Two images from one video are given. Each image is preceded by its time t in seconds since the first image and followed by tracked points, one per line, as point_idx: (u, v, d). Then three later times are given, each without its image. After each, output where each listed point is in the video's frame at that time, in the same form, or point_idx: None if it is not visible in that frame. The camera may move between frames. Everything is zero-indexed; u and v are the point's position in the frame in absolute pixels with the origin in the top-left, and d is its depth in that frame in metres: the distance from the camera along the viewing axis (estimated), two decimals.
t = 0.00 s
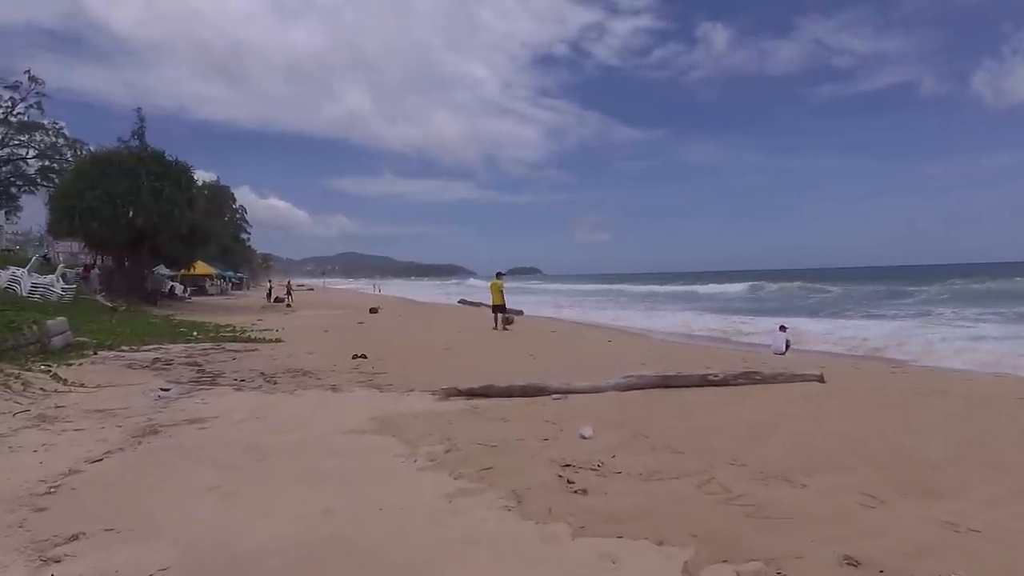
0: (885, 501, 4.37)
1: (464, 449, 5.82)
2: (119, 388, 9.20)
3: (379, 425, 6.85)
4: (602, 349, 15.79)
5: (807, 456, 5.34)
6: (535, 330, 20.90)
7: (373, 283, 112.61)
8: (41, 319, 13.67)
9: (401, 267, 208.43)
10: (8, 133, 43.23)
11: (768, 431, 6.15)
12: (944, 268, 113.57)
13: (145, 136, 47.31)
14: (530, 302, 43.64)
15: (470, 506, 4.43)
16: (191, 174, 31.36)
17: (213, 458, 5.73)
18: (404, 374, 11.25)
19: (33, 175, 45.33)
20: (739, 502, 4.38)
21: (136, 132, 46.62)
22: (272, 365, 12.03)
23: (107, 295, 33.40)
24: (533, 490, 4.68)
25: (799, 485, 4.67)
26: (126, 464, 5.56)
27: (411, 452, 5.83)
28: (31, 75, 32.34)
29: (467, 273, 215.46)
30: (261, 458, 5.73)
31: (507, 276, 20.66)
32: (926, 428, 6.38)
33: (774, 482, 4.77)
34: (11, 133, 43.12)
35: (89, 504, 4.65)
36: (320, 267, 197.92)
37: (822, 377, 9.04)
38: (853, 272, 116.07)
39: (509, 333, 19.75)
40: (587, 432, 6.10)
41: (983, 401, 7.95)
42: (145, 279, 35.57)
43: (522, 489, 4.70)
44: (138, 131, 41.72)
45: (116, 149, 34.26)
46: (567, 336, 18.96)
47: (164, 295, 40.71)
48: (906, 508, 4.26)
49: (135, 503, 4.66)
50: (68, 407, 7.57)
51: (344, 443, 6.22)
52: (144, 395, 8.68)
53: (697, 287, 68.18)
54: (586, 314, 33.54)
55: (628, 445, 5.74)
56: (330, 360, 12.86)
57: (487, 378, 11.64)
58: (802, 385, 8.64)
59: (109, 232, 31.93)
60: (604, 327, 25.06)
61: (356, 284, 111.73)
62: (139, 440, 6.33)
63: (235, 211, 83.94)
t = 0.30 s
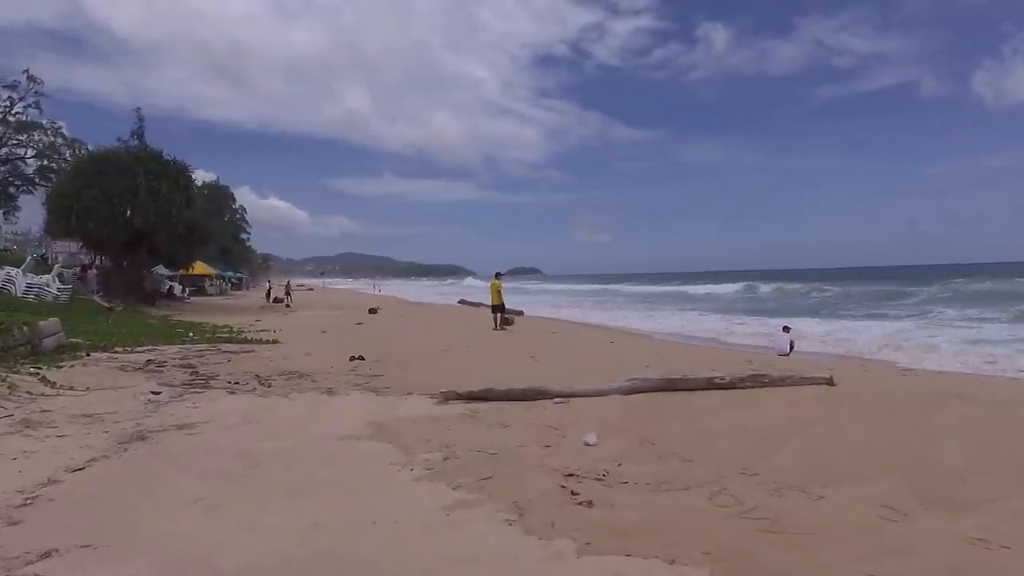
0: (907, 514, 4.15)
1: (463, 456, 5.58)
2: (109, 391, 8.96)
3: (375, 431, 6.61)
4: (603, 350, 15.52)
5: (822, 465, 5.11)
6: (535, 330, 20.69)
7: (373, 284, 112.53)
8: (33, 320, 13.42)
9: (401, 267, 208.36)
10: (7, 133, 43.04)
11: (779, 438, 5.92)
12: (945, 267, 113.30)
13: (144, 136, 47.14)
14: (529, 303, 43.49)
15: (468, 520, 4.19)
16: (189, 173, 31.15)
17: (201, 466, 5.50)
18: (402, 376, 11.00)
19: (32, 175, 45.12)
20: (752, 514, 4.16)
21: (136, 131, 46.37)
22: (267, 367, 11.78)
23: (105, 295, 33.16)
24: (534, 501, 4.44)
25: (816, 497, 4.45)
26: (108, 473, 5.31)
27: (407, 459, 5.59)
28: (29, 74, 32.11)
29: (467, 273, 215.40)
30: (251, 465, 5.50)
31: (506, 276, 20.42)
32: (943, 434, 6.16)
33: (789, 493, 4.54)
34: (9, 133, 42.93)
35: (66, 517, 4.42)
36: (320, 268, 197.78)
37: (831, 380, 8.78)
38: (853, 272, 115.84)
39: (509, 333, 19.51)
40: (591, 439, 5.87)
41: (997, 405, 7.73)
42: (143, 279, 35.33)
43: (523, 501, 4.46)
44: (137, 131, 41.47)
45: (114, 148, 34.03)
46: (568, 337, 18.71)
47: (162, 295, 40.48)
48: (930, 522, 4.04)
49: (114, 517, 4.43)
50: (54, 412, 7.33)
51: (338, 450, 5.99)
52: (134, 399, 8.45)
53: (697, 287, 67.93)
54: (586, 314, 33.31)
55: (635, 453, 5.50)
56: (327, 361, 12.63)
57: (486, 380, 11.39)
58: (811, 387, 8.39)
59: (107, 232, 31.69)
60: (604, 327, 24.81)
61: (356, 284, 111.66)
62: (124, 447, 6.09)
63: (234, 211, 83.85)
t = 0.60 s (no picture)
0: (928, 527, 3.94)
1: (460, 464, 5.36)
2: (97, 394, 8.73)
3: (369, 436, 6.39)
4: (604, 351, 15.28)
5: (836, 473, 4.90)
6: (536, 331, 20.48)
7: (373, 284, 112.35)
8: (24, 320, 13.20)
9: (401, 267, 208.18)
10: (5, 132, 42.82)
11: (789, 444, 5.70)
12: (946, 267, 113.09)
13: (143, 136, 46.94)
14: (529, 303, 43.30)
15: (464, 533, 3.96)
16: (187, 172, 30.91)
17: (187, 474, 5.27)
18: (399, 377, 10.76)
19: (30, 174, 44.89)
20: (765, 527, 3.94)
21: (135, 131, 46.14)
22: (262, 369, 11.55)
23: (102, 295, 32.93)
24: (535, 513, 4.22)
25: (831, 507, 4.23)
26: (88, 481, 5.09)
27: (402, 467, 5.37)
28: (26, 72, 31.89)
29: (467, 273, 215.25)
30: (239, 473, 5.28)
31: (506, 276, 20.21)
32: (958, 440, 5.94)
33: (802, 503, 4.32)
34: (7, 132, 42.72)
35: (42, 531, 4.22)
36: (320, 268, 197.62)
37: (839, 382, 8.55)
38: (854, 271, 115.59)
39: (509, 334, 19.26)
40: (593, 445, 5.64)
41: (1010, 409, 7.51)
42: (141, 279, 35.10)
43: (523, 512, 4.24)
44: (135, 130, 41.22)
45: (112, 147, 33.78)
46: (568, 338, 18.47)
47: (160, 295, 40.26)
48: (952, 535, 3.83)
49: (91, 530, 4.22)
50: (39, 415, 7.11)
51: (330, 456, 5.77)
52: (123, 402, 8.23)
53: (697, 287, 67.66)
54: (587, 315, 33.05)
55: (639, 460, 5.29)
56: (323, 363, 12.41)
57: (485, 381, 11.16)
58: (819, 390, 8.16)
59: (104, 232, 31.44)
60: (605, 328, 24.58)
61: (356, 284, 111.52)
62: (108, 453, 5.86)
63: (234, 211, 83.67)
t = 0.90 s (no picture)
0: (950, 543, 3.71)
1: (455, 472, 5.13)
2: (84, 396, 8.51)
3: (362, 441, 6.16)
4: (605, 352, 15.05)
5: (848, 482, 4.68)
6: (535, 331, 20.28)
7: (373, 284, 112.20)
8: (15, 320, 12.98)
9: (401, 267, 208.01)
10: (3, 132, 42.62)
11: (798, 450, 5.48)
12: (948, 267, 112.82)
13: (142, 135, 46.78)
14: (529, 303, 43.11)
15: (456, 547, 3.74)
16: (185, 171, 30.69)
17: (169, 482, 5.05)
18: (395, 379, 10.54)
19: (28, 174, 44.68)
20: (775, 541, 3.72)
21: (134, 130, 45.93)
22: (256, 370, 11.33)
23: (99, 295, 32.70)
24: (532, 525, 3.99)
25: (845, 519, 4.01)
26: (64, 491, 4.88)
27: (394, 474, 5.14)
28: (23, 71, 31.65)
29: (467, 273, 215.08)
30: (223, 481, 5.06)
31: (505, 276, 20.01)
32: (973, 447, 5.72)
33: (814, 514, 4.10)
34: (5, 132, 42.52)
35: (11, 544, 4.01)
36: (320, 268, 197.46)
37: (846, 385, 8.31)
38: (856, 271, 115.33)
39: (509, 335, 18.90)
40: (594, 451, 5.41)
41: None
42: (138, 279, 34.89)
43: (519, 524, 4.01)
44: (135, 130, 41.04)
45: (109, 147, 33.53)
46: (569, 338, 18.24)
47: (159, 295, 40.07)
48: (975, 551, 3.61)
49: (63, 543, 4.01)
50: (20, 419, 6.89)
51: (321, 462, 5.54)
52: (110, 405, 8.01)
53: (698, 287, 67.48)
54: (588, 315, 32.82)
55: (642, 467, 5.06)
56: (318, 364, 12.19)
57: (483, 383, 10.92)
58: (826, 392, 7.92)
59: (101, 232, 31.20)
60: (606, 328, 24.36)
61: (357, 284, 111.32)
62: (87, 459, 5.64)
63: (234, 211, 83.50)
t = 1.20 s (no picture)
0: (975, 563, 3.49)
1: (450, 483, 4.90)
2: (71, 400, 8.30)
3: (355, 449, 5.94)
4: (606, 354, 14.79)
5: (862, 495, 4.45)
6: (535, 332, 20.07)
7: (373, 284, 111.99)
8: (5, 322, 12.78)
9: (401, 268, 207.85)
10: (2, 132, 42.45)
11: (808, 459, 5.25)
12: (950, 267, 112.46)
13: (142, 136, 46.63)
14: (529, 303, 42.88)
15: (448, 567, 3.51)
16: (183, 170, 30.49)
17: (150, 495, 4.84)
18: (391, 382, 10.31)
19: (27, 174, 44.50)
20: (791, 560, 3.49)
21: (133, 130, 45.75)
22: (250, 373, 11.11)
23: (97, 296, 32.49)
24: (529, 542, 3.76)
25: (863, 536, 3.78)
26: (40, 505, 4.67)
27: (386, 485, 4.92)
28: (21, 70, 31.46)
29: (467, 273, 214.96)
30: (208, 494, 4.84)
31: (501, 276, 19.81)
32: (991, 456, 5.49)
33: (829, 530, 3.88)
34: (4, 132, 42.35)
35: None
36: (321, 268, 197.32)
37: (855, 389, 8.07)
38: (858, 271, 114.97)
39: (508, 336, 18.70)
40: (596, 460, 5.19)
41: None
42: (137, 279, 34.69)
43: (517, 541, 3.78)
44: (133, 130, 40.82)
45: (107, 146, 33.29)
46: (569, 339, 18.00)
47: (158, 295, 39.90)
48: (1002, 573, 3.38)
49: (32, 561, 3.80)
50: (3, 425, 6.70)
51: (311, 472, 5.33)
52: (97, 409, 7.80)
53: (699, 288, 67.34)
54: (590, 316, 32.53)
55: (646, 478, 4.84)
56: (314, 366, 11.97)
57: (482, 385, 10.69)
58: (834, 397, 7.68)
59: (98, 232, 30.98)
60: (607, 329, 24.12)
61: (357, 284, 111.19)
62: (67, 469, 5.44)
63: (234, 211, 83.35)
